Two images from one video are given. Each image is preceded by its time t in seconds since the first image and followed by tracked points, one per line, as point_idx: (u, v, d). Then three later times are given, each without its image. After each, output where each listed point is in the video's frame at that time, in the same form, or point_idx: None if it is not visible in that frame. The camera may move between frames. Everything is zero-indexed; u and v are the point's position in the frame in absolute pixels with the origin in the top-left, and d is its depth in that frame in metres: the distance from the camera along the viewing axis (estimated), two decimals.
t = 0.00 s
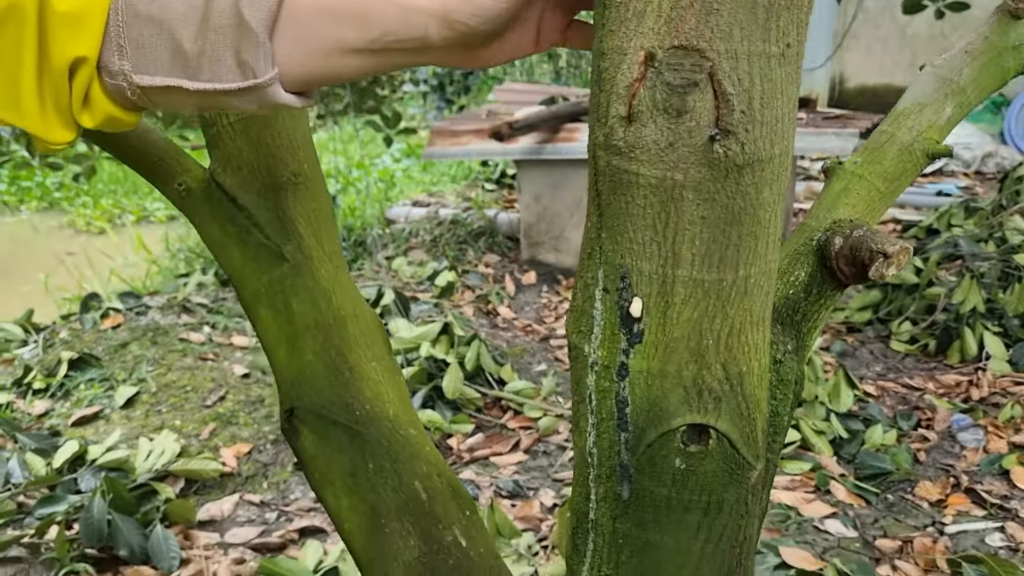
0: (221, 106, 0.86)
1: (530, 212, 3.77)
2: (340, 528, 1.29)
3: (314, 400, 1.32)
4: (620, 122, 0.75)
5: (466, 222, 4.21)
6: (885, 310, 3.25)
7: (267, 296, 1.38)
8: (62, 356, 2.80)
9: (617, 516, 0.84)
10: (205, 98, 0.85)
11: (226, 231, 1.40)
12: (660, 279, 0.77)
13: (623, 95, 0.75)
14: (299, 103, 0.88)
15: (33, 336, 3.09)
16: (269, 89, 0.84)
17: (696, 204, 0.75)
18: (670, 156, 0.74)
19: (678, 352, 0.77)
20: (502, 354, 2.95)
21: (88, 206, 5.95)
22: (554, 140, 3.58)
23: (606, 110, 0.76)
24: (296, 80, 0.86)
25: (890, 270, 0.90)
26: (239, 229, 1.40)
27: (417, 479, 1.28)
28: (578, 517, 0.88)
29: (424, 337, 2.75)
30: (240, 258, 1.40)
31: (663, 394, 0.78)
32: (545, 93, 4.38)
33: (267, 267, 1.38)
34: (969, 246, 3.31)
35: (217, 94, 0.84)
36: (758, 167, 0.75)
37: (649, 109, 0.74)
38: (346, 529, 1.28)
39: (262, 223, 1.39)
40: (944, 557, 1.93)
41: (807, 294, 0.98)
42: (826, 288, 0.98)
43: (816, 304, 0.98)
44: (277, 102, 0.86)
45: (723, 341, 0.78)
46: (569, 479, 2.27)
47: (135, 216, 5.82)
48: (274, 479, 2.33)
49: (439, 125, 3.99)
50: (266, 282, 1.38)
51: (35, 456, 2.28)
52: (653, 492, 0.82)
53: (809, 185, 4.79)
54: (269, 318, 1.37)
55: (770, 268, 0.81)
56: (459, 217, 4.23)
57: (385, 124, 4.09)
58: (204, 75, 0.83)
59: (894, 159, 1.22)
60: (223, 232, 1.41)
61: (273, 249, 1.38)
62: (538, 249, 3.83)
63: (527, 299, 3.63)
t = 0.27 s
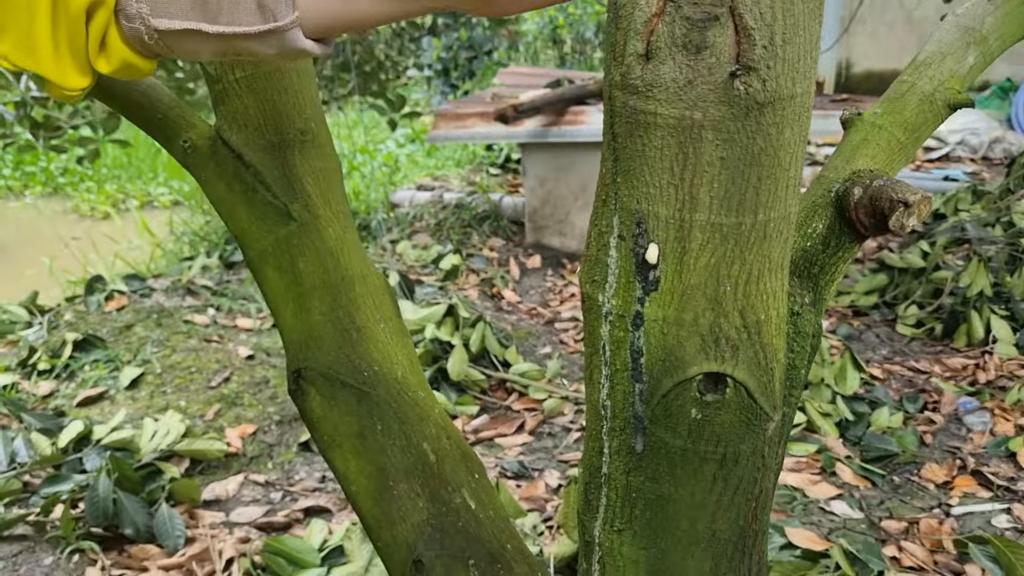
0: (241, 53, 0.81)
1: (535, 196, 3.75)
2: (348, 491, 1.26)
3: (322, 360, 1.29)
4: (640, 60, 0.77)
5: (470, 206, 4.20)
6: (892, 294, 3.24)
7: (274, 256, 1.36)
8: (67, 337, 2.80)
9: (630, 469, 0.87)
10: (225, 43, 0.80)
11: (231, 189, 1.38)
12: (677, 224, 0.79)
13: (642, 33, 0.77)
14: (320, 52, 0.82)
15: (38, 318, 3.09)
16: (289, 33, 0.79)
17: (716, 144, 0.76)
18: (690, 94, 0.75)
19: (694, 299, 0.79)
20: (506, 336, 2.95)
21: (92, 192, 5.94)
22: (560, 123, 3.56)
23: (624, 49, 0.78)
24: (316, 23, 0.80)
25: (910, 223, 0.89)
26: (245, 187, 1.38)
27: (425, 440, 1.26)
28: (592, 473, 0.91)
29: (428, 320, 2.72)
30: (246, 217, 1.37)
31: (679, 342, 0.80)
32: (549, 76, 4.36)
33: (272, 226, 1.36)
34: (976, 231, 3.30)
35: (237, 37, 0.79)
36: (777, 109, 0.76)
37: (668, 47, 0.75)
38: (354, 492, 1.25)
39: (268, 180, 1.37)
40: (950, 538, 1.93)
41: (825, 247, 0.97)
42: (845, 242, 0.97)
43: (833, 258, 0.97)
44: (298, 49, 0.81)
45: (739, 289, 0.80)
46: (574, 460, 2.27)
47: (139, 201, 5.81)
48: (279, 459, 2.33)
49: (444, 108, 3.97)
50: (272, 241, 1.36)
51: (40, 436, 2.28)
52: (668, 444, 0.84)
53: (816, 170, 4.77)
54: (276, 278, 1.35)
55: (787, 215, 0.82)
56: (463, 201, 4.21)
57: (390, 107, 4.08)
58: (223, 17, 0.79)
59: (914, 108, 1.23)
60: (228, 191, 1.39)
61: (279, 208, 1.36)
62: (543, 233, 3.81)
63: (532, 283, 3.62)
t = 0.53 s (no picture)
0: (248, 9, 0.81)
1: (539, 181, 3.74)
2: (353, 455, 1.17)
3: (327, 321, 1.20)
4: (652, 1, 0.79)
5: (475, 192, 4.18)
6: (898, 280, 3.23)
7: (280, 218, 1.25)
8: (72, 320, 2.80)
9: (640, 423, 0.87)
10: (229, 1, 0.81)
11: (236, 148, 1.28)
12: (691, 169, 0.79)
13: None
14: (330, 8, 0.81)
15: (44, 302, 3.09)
16: None
17: (731, 85, 0.77)
18: (703, 35, 0.77)
19: (707, 248, 0.80)
20: (511, 320, 2.94)
21: (97, 178, 5.94)
22: (565, 108, 3.55)
23: None
24: None
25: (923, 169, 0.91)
26: (252, 147, 1.28)
27: (433, 404, 1.19)
28: (601, 428, 0.92)
29: (432, 304, 2.73)
30: (251, 177, 1.28)
31: (691, 291, 0.80)
32: (555, 62, 4.34)
33: (277, 185, 1.26)
34: (983, 217, 3.29)
35: None
36: (792, 51, 0.77)
37: None
38: (360, 456, 1.16)
39: (274, 140, 1.28)
40: (956, 521, 1.93)
41: (839, 200, 0.97)
42: (859, 194, 0.97)
43: (848, 212, 0.97)
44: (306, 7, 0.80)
45: (754, 237, 0.80)
46: (578, 443, 2.27)
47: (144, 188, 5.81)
48: (283, 441, 2.34)
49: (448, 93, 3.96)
50: (277, 202, 1.26)
51: (45, 417, 2.29)
52: (678, 396, 0.83)
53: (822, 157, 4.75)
54: (281, 240, 1.24)
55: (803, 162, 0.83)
56: (468, 187, 4.20)
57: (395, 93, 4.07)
58: None
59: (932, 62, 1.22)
60: (232, 151, 1.28)
61: (285, 167, 1.27)
62: (548, 219, 3.80)
63: (536, 269, 3.61)
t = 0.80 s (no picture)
0: None
1: (544, 167, 3.73)
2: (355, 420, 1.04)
3: (329, 280, 1.05)
4: None
5: (480, 179, 4.18)
6: (904, 267, 3.22)
7: (282, 177, 1.07)
8: (76, 305, 2.80)
9: (645, 376, 0.83)
10: None
11: (236, 109, 1.08)
12: (696, 114, 0.76)
13: None
14: None
15: (48, 287, 3.09)
16: None
17: (738, 23, 0.74)
18: None
19: (713, 194, 0.76)
20: (516, 306, 2.94)
21: (102, 167, 5.94)
22: (570, 94, 3.54)
23: None
24: None
25: (934, 121, 0.83)
26: (252, 106, 1.08)
27: (435, 365, 1.05)
28: (605, 381, 0.89)
29: (436, 288, 2.71)
30: (252, 136, 1.08)
31: (697, 240, 0.76)
32: (560, 48, 4.32)
33: (279, 144, 1.07)
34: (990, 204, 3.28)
35: None
36: None
37: None
38: (362, 421, 1.02)
39: (275, 99, 1.08)
40: (961, 505, 1.92)
41: (847, 152, 0.92)
42: (868, 146, 0.93)
43: (856, 164, 0.93)
44: None
45: (761, 181, 0.76)
46: (582, 427, 2.26)
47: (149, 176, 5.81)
48: (287, 425, 2.34)
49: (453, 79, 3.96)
50: (279, 162, 1.07)
51: (50, 399, 2.29)
52: (683, 347, 0.80)
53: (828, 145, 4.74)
54: (283, 202, 1.07)
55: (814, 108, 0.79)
56: (472, 174, 4.19)
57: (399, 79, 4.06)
58: None
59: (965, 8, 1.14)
60: (233, 111, 1.09)
61: (287, 127, 1.08)
62: (553, 206, 3.79)
63: (541, 256, 3.60)
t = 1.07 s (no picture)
0: None
1: (547, 152, 3.72)
2: (351, 381, 0.93)
3: (326, 235, 0.91)
4: None
5: (483, 164, 4.17)
6: (908, 252, 3.20)
7: (278, 134, 0.92)
8: (79, 288, 2.80)
9: (644, 324, 0.73)
10: None
11: (231, 64, 0.92)
12: (699, 46, 0.66)
13: None
14: None
15: (51, 271, 3.08)
16: None
17: None
18: None
19: (715, 131, 0.66)
20: (519, 290, 2.93)
21: (105, 154, 5.93)
22: (573, 78, 3.52)
23: None
24: None
25: (942, 64, 0.79)
26: (247, 61, 0.92)
27: (434, 324, 0.93)
28: (602, 331, 0.78)
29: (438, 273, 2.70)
30: (247, 91, 0.92)
31: (698, 177, 0.67)
32: (563, 33, 4.30)
33: (274, 99, 0.91)
34: (995, 189, 3.26)
35: None
36: None
37: None
38: (360, 381, 0.92)
39: (271, 52, 0.92)
40: (965, 487, 1.92)
41: (853, 96, 0.86)
42: (873, 90, 0.86)
43: (861, 109, 0.87)
44: None
45: (765, 117, 0.66)
46: (584, 410, 2.26)
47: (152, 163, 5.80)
48: (290, 407, 2.34)
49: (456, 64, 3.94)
50: (275, 118, 0.91)
51: (52, 381, 2.29)
52: (685, 290, 0.70)
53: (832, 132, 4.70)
54: (279, 158, 0.92)
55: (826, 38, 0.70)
56: (475, 159, 4.17)
57: (402, 64, 4.05)
58: None
59: None
60: (228, 67, 0.93)
61: (283, 82, 0.92)
62: (556, 191, 3.78)
63: (544, 241, 3.59)
